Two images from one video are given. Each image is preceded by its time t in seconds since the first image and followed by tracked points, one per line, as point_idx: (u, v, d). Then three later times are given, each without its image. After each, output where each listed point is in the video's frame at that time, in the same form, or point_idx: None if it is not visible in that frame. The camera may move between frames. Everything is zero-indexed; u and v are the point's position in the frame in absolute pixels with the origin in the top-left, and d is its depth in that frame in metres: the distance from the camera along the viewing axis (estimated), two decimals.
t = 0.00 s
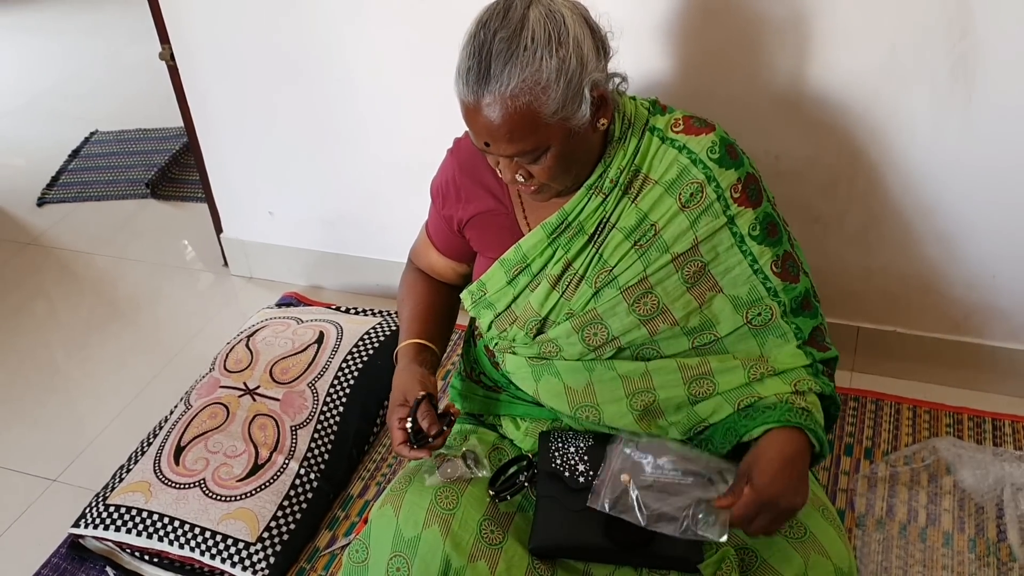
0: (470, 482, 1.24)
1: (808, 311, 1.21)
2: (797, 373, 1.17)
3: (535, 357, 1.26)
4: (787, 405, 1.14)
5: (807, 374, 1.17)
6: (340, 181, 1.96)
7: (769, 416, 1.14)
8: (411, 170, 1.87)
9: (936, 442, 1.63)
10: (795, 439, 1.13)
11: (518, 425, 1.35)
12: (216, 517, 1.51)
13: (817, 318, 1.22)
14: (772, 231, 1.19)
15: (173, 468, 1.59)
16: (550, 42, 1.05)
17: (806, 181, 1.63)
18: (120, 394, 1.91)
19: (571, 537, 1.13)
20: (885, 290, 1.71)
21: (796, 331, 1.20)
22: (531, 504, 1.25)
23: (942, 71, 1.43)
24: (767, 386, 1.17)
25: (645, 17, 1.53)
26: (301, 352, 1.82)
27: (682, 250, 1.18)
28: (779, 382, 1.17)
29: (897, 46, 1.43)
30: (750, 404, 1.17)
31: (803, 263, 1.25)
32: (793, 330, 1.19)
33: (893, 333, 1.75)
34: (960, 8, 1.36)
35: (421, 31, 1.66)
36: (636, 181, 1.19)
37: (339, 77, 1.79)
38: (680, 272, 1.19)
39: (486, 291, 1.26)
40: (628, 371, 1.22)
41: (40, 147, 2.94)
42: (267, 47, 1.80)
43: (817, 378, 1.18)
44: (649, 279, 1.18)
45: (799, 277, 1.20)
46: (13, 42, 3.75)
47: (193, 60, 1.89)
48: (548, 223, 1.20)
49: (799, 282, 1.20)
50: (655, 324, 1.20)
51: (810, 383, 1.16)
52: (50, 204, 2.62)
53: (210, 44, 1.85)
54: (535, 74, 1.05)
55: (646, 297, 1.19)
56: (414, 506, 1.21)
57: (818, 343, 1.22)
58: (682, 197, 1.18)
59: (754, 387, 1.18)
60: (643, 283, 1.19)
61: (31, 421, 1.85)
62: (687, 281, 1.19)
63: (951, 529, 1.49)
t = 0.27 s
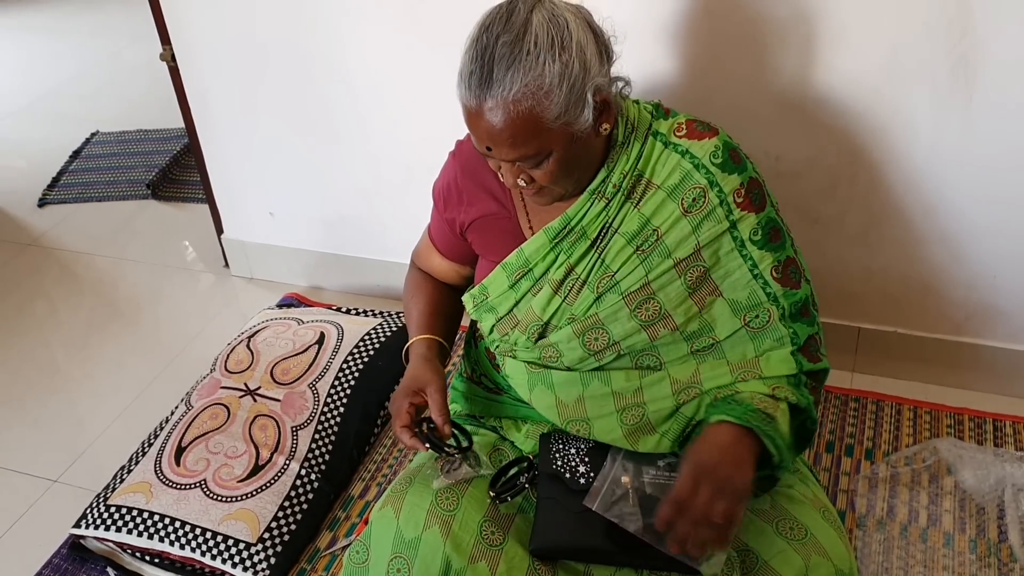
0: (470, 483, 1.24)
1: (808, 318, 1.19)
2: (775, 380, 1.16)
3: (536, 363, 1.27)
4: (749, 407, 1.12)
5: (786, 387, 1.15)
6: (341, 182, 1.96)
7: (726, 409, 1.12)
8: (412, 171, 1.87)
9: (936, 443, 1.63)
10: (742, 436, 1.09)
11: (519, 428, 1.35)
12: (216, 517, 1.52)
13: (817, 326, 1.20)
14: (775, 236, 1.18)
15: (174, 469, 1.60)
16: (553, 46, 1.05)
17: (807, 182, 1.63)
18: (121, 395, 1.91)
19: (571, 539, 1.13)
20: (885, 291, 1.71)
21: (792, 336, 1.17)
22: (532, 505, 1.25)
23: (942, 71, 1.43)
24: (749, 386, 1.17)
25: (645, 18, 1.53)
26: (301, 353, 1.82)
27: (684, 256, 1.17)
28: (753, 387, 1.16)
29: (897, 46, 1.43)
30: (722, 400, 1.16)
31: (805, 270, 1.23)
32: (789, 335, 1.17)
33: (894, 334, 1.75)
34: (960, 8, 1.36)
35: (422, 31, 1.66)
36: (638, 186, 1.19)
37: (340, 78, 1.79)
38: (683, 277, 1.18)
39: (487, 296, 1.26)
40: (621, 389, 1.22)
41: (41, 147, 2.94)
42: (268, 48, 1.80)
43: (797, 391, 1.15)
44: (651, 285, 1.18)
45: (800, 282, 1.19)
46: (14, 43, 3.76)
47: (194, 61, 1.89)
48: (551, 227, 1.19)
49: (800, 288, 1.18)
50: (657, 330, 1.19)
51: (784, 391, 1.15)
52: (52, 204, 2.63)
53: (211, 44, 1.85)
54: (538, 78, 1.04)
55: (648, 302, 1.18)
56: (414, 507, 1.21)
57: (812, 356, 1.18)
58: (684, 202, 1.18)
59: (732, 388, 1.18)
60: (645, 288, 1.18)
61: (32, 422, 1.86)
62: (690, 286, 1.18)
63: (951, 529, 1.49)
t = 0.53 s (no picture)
0: (470, 483, 1.24)
1: (783, 329, 1.17)
2: (713, 389, 1.16)
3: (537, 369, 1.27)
4: (659, 405, 1.14)
5: (722, 400, 1.16)
6: (340, 182, 1.96)
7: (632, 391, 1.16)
8: (412, 172, 1.87)
9: (936, 443, 1.63)
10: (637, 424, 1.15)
11: (519, 428, 1.34)
12: (216, 518, 1.52)
13: (786, 341, 1.17)
14: (767, 238, 1.15)
15: (174, 470, 1.59)
16: (558, 48, 1.04)
17: (807, 183, 1.63)
18: (120, 395, 1.91)
19: (571, 542, 1.14)
20: (885, 291, 1.71)
21: (755, 344, 1.16)
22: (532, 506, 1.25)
23: (942, 72, 1.43)
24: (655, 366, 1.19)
25: (645, 19, 1.53)
26: (301, 353, 1.82)
27: (681, 256, 1.15)
28: (686, 389, 1.16)
29: (897, 47, 1.43)
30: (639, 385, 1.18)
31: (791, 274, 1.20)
32: (750, 344, 1.16)
33: (894, 334, 1.75)
34: (961, 9, 1.36)
35: (422, 32, 1.66)
36: (636, 186, 1.17)
37: (340, 78, 1.79)
38: (682, 279, 1.16)
39: (489, 298, 1.26)
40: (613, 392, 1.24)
41: (41, 148, 2.94)
42: (267, 48, 1.80)
43: (732, 404, 1.16)
44: (649, 286, 1.17)
45: (784, 289, 1.16)
46: (13, 43, 3.75)
47: (194, 62, 1.89)
48: (550, 228, 1.19)
49: (781, 296, 1.16)
50: (654, 331, 1.19)
51: (716, 404, 1.15)
52: (51, 205, 2.62)
53: (211, 44, 1.85)
54: (544, 81, 1.04)
55: (647, 304, 1.18)
56: (414, 508, 1.21)
57: (774, 374, 1.17)
58: (679, 200, 1.16)
59: (664, 382, 1.17)
60: (643, 290, 1.17)
61: (31, 422, 1.85)
62: (690, 288, 1.17)
63: (951, 530, 1.49)
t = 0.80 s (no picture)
0: (470, 485, 1.24)
1: (752, 341, 1.16)
2: (674, 409, 1.16)
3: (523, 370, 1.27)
4: (616, 430, 1.16)
5: (684, 420, 1.17)
6: (341, 182, 1.96)
7: (591, 413, 1.18)
8: (413, 171, 1.87)
9: (937, 444, 1.63)
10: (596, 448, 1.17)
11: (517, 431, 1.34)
12: (216, 518, 1.51)
13: (753, 353, 1.17)
14: (738, 245, 1.14)
15: (174, 470, 1.59)
16: (543, 50, 1.04)
17: (807, 183, 1.63)
18: (120, 395, 1.91)
19: (571, 541, 1.15)
20: (886, 292, 1.71)
21: (720, 356, 1.16)
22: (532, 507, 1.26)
23: (944, 72, 1.43)
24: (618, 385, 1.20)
25: (646, 19, 1.53)
26: (302, 353, 1.82)
27: (665, 256, 1.15)
28: (646, 411, 1.17)
29: (899, 46, 1.43)
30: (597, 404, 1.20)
31: (763, 288, 1.20)
32: (715, 354, 1.15)
33: (895, 335, 1.75)
34: (963, 9, 1.36)
35: (423, 31, 1.66)
36: (624, 185, 1.17)
37: (340, 78, 1.79)
38: (668, 281, 1.15)
39: (480, 299, 1.27)
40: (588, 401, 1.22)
41: (42, 148, 2.94)
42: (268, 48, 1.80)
43: (695, 423, 1.17)
44: (635, 287, 1.16)
45: (753, 300, 1.15)
46: (15, 43, 3.75)
47: (194, 61, 1.89)
48: (540, 229, 1.19)
49: (749, 305, 1.15)
50: (639, 333, 1.17)
51: (676, 423, 1.16)
52: (52, 205, 2.62)
53: (211, 44, 1.85)
54: (529, 82, 1.04)
55: (633, 305, 1.16)
56: (414, 509, 1.21)
57: (739, 391, 1.19)
58: (663, 199, 1.15)
59: (626, 403, 1.18)
60: (629, 291, 1.16)
61: (32, 422, 1.85)
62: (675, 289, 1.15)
63: (952, 530, 1.49)
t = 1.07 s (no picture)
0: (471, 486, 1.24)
1: (761, 335, 1.17)
2: (690, 398, 1.15)
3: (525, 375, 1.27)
4: (635, 417, 1.14)
5: (701, 411, 1.15)
6: (341, 183, 1.95)
7: (609, 399, 1.16)
8: (413, 172, 1.87)
9: (938, 446, 1.63)
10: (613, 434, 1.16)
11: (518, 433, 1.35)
12: (216, 519, 1.51)
13: (764, 345, 1.17)
14: (740, 242, 1.15)
15: (174, 471, 1.59)
16: (525, 57, 1.04)
17: (808, 184, 1.62)
18: (121, 396, 1.91)
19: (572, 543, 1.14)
20: (886, 293, 1.70)
21: (734, 352, 1.16)
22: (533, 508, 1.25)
23: (946, 72, 1.43)
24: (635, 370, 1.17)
25: (647, 20, 1.53)
26: (302, 354, 1.81)
27: (663, 258, 1.15)
28: (664, 399, 1.15)
29: (900, 47, 1.42)
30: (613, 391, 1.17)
31: (768, 280, 1.21)
32: (730, 350, 1.15)
33: (896, 336, 1.74)
34: (964, 9, 1.36)
35: (424, 30, 1.66)
36: (618, 189, 1.18)
37: (340, 78, 1.78)
38: (666, 283, 1.16)
39: (477, 307, 1.28)
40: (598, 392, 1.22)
41: (42, 148, 2.94)
42: (269, 48, 1.80)
43: (711, 416, 1.16)
44: (633, 291, 1.17)
45: (759, 295, 1.16)
46: (16, 44, 3.75)
47: (194, 62, 1.89)
48: (535, 236, 1.20)
49: (756, 300, 1.16)
50: (641, 336, 1.19)
51: (693, 413, 1.15)
52: (52, 206, 2.62)
53: (211, 44, 1.84)
54: (512, 90, 1.04)
55: (632, 309, 1.18)
56: (414, 510, 1.21)
57: (754, 381, 1.18)
58: (659, 202, 1.16)
59: (643, 391, 1.16)
60: (627, 295, 1.17)
61: (32, 423, 1.85)
62: (674, 291, 1.16)
63: (954, 532, 1.49)
